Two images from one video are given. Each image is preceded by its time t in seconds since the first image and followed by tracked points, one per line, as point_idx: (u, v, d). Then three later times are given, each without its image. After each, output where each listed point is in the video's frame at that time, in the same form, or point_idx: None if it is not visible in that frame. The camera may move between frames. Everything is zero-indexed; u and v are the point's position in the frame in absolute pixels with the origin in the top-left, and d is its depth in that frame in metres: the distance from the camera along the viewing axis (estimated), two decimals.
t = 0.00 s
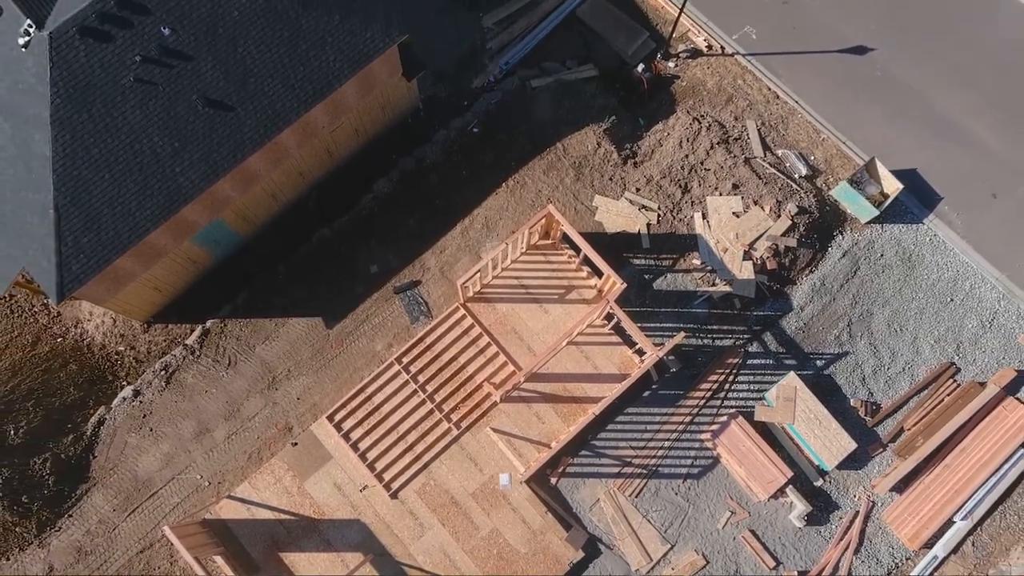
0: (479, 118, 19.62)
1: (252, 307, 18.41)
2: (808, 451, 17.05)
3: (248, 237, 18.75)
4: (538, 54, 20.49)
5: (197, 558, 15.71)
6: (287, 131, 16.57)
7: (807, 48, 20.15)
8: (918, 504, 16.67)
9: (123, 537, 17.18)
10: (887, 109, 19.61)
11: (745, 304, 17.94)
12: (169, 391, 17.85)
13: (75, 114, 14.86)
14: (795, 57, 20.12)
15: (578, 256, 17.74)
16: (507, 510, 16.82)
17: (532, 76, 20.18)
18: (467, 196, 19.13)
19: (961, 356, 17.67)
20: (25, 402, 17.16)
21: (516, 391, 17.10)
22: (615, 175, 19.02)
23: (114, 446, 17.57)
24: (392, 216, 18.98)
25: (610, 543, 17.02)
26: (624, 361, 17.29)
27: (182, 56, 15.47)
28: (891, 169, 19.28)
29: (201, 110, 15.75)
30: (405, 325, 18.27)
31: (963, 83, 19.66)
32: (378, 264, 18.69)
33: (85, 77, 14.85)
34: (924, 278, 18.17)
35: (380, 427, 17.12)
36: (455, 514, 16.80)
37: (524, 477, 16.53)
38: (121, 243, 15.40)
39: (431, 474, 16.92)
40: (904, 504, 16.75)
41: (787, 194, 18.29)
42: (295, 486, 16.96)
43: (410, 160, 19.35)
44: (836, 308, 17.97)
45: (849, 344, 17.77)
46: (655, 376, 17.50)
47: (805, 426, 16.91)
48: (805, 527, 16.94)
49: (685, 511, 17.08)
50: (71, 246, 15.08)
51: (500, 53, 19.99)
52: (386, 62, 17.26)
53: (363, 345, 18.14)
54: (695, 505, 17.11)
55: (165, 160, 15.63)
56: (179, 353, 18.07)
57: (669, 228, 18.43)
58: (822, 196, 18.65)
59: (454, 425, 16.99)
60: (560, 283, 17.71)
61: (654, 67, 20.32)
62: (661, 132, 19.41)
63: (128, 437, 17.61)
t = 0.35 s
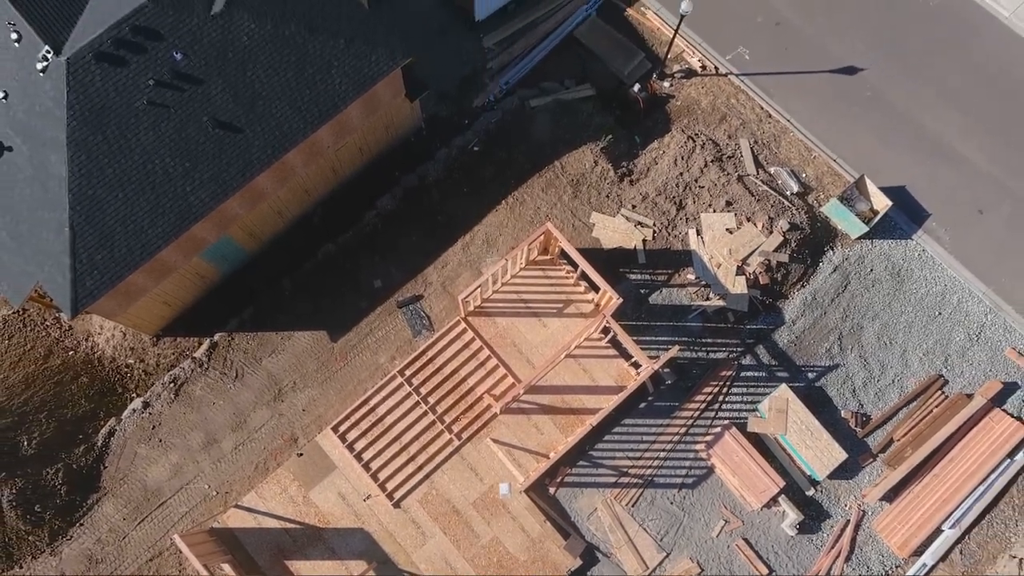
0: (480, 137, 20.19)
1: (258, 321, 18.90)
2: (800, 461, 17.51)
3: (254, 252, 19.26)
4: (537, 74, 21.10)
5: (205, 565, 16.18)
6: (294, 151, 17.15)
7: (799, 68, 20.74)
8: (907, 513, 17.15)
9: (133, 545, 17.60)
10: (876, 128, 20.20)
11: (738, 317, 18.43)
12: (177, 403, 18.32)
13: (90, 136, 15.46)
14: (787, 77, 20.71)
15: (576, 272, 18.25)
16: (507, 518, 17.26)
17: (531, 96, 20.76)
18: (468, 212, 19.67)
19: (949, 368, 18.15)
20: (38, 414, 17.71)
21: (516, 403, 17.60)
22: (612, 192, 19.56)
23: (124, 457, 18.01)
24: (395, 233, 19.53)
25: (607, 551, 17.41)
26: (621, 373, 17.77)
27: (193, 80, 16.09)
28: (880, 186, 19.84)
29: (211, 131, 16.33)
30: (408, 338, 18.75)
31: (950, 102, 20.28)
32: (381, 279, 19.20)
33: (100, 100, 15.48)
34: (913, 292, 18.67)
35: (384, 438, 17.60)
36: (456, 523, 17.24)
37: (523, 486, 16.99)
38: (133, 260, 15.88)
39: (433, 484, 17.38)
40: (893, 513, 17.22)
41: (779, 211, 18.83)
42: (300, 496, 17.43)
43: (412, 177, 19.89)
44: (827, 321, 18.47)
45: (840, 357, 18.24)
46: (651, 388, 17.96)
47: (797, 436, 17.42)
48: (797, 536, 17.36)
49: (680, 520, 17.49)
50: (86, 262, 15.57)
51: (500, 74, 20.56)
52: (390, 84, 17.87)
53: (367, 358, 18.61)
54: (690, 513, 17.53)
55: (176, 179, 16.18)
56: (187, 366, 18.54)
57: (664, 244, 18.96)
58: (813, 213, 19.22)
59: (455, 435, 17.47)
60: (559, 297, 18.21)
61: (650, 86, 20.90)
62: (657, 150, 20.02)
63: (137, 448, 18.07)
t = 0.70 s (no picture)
0: (480, 190, 20.99)
1: (263, 369, 19.33)
2: (795, 507, 17.76)
3: (261, 301, 19.85)
4: (535, 129, 22.01)
5: None
6: (302, 204, 17.87)
7: (788, 123, 21.86)
8: (900, 560, 17.29)
9: None
10: (862, 180, 21.12)
11: (732, 365, 18.88)
12: (183, 450, 18.65)
13: (107, 191, 16.11)
14: (777, 132, 21.80)
15: (573, 320, 18.87)
16: (507, 564, 17.46)
17: (530, 150, 21.64)
18: (469, 262, 20.28)
19: (940, 415, 18.53)
20: (46, 460, 18.06)
21: (515, 449, 17.94)
22: (608, 243, 20.21)
23: (130, 504, 18.28)
24: (398, 282, 20.13)
25: None
26: (618, 420, 18.19)
27: (207, 138, 16.85)
28: (868, 236, 20.62)
29: (222, 187, 17.03)
30: (410, 386, 19.16)
31: (932, 156, 21.30)
32: (384, 328, 19.71)
33: (117, 158, 16.19)
34: (903, 340, 19.20)
35: (385, 484, 17.90)
36: (456, 570, 17.42)
37: (521, 532, 17.16)
38: (145, 310, 16.41)
39: (434, 530, 17.62)
40: (887, 559, 17.39)
41: (771, 261, 19.45)
42: (303, 542, 17.74)
43: (415, 229, 20.60)
44: (820, 369, 18.94)
45: (832, 404, 18.65)
46: (647, 435, 18.30)
47: (792, 482, 17.72)
48: None
49: (677, 566, 17.66)
50: (99, 312, 16.06)
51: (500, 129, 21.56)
52: (395, 140, 18.72)
53: (370, 405, 18.99)
54: (687, 559, 17.70)
55: (188, 232, 16.81)
56: (194, 413, 18.92)
57: (659, 293, 19.53)
58: (804, 263, 19.85)
59: (455, 481, 17.74)
60: (557, 345, 18.77)
61: (644, 141, 21.78)
62: (652, 203, 20.72)
63: (143, 494, 18.36)
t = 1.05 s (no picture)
0: (480, 247, 21.64)
1: (266, 424, 19.61)
2: (793, 562, 17.73)
3: (265, 357, 20.30)
4: (534, 189, 22.76)
5: None
6: (308, 263, 18.48)
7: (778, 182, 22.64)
8: None
9: None
10: (852, 237, 21.82)
11: (728, 419, 19.19)
12: (186, 505, 18.80)
13: (120, 252, 16.63)
14: (768, 191, 22.55)
15: (571, 375, 19.31)
16: None
17: (528, 209, 22.34)
18: (470, 318, 20.75)
19: (934, 470, 18.76)
20: (50, 515, 18.15)
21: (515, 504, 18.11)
22: (606, 299, 20.73)
23: (132, 559, 18.26)
24: (400, 338, 20.56)
25: None
26: (617, 475, 18.43)
27: (217, 200, 17.48)
28: (859, 292, 21.15)
29: (231, 247, 17.62)
30: (410, 440, 19.41)
31: (918, 214, 22.06)
32: (386, 383, 20.06)
33: (131, 219, 16.75)
34: (896, 395, 19.58)
35: (386, 539, 17.84)
36: None
37: None
38: (154, 367, 16.83)
39: None
40: None
41: (764, 317, 20.06)
42: None
43: (417, 285, 21.16)
44: (815, 423, 19.23)
45: (827, 458, 18.88)
46: (645, 489, 18.52)
47: (789, 537, 17.72)
48: None
49: None
50: (108, 369, 16.44)
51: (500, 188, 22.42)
52: (399, 201, 19.47)
53: (371, 460, 19.23)
54: None
55: (197, 291, 17.33)
56: (197, 468, 19.16)
57: (655, 348, 19.94)
58: (797, 318, 20.40)
59: (456, 536, 17.75)
60: (555, 400, 19.14)
61: (640, 199, 22.57)
62: (647, 260, 21.38)
63: (145, 549, 18.34)
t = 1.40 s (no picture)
0: (481, 299, 22.07)
1: (267, 476, 19.73)
2: None
3: (268, 408, 20.53)
4: (533, 241, 23.31)
5: None
6: (312, 316, 18.90)
7: (772, 235, 23.21)
8: None
9: None
10: (844, 289, 22.29)
11: (727, 471, 19.33)
12: (186, 557, 18.76)
13: (128, 306, 17.03)
14: (762, 244, 23.11)
15: (570, 427, 19.47)
16: None
17: (527, 261, 22.85)
18: (470, 369, 21.05)
19: (933, 521, 18.85)
20: (50, 568, 18.21)
21: (515, 557, 17.99)
22: (604, 350, 21.06)
23: None
24: (401, 389, 20.83)
25: None
26: (616, 527, 18.44)
27: (224, 255, 17.97)
28: (854, 343, 21.49)
29: (237, 300, 18.05)
30: (410, 492, 19.52)
31: (910, 267, 22.60)
32: (386, 434, 20.25)
33: (140, 274, 17.20)
34: (893, 446, 19.78)
35: None
36: None
37: None
38: (158, 419, 17.08)
39: None
40: None
41: (760, 368, 20.32)
42: None
43: (418, 337, 21.49)
44: (813, 474, 19.37)
45: (826, 510, 18.96)
46: (645, 541, 18.48)
47: None
48: None
49: None
50: (113, 421, 16.67)
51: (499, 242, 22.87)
52: (401, 255, 20.00)
53: (371, 512, 19.30)
54: None
55: (202, 344, 17.68)
56: (197, 520, 19.19)
57: (653, 399, 20.20)
58: (793, 369, 20.69)
59: None
60: (555, 451, 19.30)
61: (637, 252, 23.10)
62: (644, 311, 21.85)
63: None
